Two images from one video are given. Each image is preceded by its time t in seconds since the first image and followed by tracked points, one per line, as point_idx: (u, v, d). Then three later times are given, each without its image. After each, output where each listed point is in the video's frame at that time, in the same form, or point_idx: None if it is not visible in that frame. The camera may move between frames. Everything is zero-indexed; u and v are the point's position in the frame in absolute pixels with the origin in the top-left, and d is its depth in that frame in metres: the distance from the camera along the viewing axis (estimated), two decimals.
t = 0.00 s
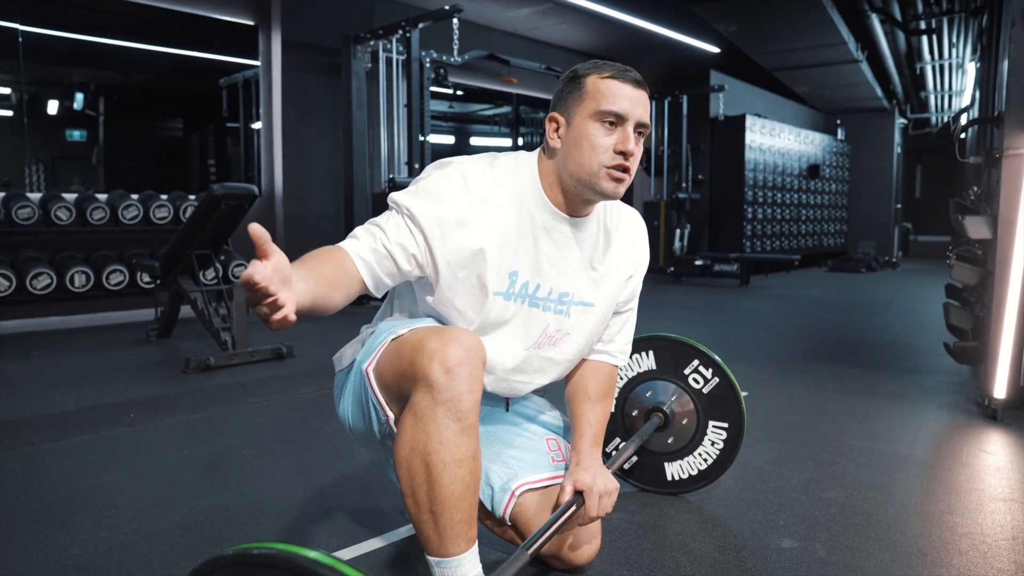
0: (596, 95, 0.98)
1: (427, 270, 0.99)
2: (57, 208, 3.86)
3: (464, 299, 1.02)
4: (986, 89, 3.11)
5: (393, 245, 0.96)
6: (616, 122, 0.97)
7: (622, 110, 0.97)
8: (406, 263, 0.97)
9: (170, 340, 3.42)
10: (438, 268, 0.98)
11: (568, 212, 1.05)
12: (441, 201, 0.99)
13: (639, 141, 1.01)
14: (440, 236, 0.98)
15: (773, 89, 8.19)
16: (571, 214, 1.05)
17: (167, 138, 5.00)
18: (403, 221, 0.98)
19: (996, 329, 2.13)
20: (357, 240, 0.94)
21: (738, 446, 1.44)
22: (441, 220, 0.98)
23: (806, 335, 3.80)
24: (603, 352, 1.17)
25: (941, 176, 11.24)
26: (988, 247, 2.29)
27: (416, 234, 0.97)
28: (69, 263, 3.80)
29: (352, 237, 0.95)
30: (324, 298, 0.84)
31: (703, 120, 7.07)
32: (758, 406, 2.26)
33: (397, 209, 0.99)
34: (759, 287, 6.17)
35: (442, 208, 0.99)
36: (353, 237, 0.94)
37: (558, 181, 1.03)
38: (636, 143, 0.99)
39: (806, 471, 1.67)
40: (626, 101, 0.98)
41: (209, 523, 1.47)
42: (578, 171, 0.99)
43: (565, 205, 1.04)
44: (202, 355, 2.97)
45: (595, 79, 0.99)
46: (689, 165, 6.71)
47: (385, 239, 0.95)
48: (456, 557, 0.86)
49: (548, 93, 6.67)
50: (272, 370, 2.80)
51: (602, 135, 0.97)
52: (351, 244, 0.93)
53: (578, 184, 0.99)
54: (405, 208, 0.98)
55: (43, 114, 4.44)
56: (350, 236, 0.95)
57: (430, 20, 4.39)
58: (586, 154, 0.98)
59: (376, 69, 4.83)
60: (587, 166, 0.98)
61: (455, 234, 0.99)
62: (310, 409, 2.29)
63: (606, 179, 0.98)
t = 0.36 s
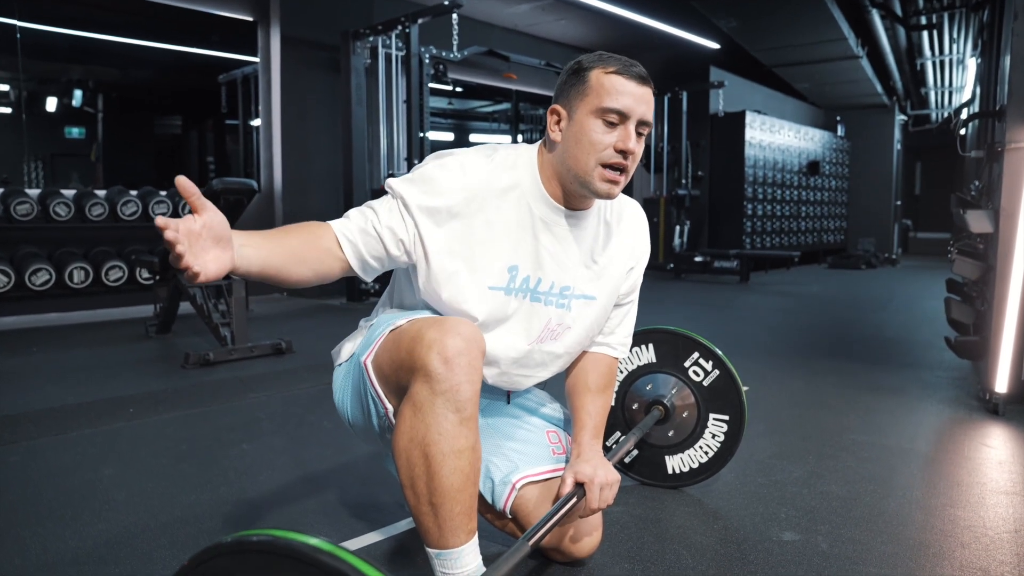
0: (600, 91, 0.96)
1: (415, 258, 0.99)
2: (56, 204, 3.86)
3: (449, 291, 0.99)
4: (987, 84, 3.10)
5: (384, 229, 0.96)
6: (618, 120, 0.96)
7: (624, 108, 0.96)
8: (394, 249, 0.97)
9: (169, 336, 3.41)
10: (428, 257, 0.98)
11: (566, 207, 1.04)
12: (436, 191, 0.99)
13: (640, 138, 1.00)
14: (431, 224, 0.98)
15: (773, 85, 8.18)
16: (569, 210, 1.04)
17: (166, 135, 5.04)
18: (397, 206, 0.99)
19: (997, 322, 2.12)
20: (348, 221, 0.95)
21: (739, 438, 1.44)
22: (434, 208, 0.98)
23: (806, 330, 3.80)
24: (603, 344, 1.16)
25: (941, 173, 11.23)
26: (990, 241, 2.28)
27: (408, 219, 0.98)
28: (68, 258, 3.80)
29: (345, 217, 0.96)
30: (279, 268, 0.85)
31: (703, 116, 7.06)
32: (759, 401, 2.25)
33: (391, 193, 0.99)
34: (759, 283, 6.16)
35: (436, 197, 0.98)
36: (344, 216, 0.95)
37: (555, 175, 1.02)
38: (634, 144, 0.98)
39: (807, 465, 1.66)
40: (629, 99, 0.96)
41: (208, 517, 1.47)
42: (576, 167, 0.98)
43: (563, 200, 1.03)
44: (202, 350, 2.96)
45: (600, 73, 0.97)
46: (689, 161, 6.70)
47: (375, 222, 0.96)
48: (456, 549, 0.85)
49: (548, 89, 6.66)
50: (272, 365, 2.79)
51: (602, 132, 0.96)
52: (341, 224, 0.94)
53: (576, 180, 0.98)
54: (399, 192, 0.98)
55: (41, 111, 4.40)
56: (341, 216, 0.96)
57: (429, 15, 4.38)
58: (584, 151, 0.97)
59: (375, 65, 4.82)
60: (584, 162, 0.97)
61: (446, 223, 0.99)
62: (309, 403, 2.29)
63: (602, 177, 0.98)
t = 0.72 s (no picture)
0: (604, 92, 0.96)
1: (411, 253, 0.99)
2: (54, 200, 3.87)
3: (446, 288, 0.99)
4: (986, 80, 3.10)
5: (381, 226, 0.96)
6: (620, 123, 0.96)
7: (628, 112, 0.95)
8: (391, 245, 0.97)
9: (168, 331, 3.41)
10: (426, 253, 0.98)
11: (563, 203, 1.04)
12: (433, 187, 0.99)
13: (640, 140, 1.00)
14: (429, 220, 0.98)
15: (772, 81, 8.17)
16: (566, 206, 1.04)
17: (164, 131, 5.07)
18: (393, 203, 0.98)
19: (995, 316, 2.13)
20: (344, 218, 0.94)
21: (736, 431, 1.44)
22: (431, 205, 0.98)
23: (805, 326, 3.80)
24: (598, 337, 1.16)
25: (941, 169, 11.21)
26: (988, 235, 2.28)
27: (405, 215, 0.97)
28: (67, 254, 3.79)
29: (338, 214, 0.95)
30: (271, 272, 0.84)
31: (703, 112, 7.05)
32: (757, 395, 2.26)
33: (388, 188, 0.98)
34: (758, 279, 6.16)
35: (433, 193, 0.98)
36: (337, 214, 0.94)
37: (554, 170, 1.02)
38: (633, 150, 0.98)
39: (804, 458, 1.67)
40: (633, 103, 0.96)
41: (206, 510, 1.47)
42: (575, 167, 0.98)
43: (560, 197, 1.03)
44: (200, 345, 2.96)
45: (606, 73, 0.97)
46: (688, 157, 6.70)
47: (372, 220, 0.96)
48: (451, 539, 0.86)
49: (547, 85, 6.65)
50: (270, 360, 2.79)
51: (603, 134, 0.96)
52: (336, 221, 0.94)
53: (575, 178, 0.99)
54: (397, 189, 0.98)
55: (40, 107, 4.38)
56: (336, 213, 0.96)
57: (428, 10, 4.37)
58: (586, 151, 0.97)
59: (374, 60, 4.82)
60: (584, 163, 0.97)
61: (444, 219, 0.99)
62: (308, 398, 2.29)
63: (600, 179, 0.98)
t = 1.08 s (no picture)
0: (604, 84, 0.96)
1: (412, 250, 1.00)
2: (52, 196, 3.86)
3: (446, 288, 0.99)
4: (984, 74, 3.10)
5: (383, 228, 0.96)
6: (619, 116, 0.96)
7: (627, 105, 0.95)
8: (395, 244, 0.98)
9: (167, 327, 3.41)
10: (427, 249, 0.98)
11: (560, 195, 1.04)
12: (430, 184, 0.99)
13: (638, 133, 1.00)
14: (429, 218, 0.98)
15: (771, 76, 8.16)
16: (563, 197, 1.05)
17: (163, 127, 5.00)
18: (390, 202, 0.98)
19: (993, 309, 2.13)
20: (346, 222, 0.95)
21: (733, 425, 1.45)
22: (430, 202, 0.98)
23: (804, 320, 3.80)
24: (594, 329, 1.16)
25: (941, 164, 11.20)
26: (985, 229, 2.29)
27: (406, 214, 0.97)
28: (65, 250, 3.79)
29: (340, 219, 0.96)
30: (303, 283, 0.86)
31: (702, 107, 7.05)
32: (754, 389, 2.26)
33: (384, 190, 0.99)
34: (757, 274, 6.17)
35: (431, 190, 0.98)
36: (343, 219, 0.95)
37: (552, 161, 1.01)
38: (631, 142, 0.98)
39: (802, 451, 1.67)
40: (632, 96, 0.96)
41: (205, 504, 1.48)
42: (574, 158, 0.98)
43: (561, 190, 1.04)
44: (199, 341, 2.97)
45: (606, 66, 0.97)
46: (687, 152, 6.70)
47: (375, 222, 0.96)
48: (452, 530, 0.85)
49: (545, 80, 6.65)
50: (268, 355, 2.80)
51: (602, 126, 0.96)
52: (340, 224, 0.94)
53: (573, 169, 0.99)
54: (394, 191, 0.98)
55: (39, 103, 4.43)
56: (338, 217, 0.96)
57: (425, 5, 4.36)
58: (585, 143, 0.97)
59: (372, 56, 4.81)
60: (582, 155, 0.97)
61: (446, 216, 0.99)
62: (306, 393, 2.29)
63: (597, 171, 0.98)
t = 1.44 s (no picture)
0: (589, 61, 0.95)
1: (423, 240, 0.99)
2: (50, 191, 3.83)
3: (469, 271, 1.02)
4: (983, 69, 3.09)
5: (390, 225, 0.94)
6: (605, 92, 0.95)
7: (614, 80, 0.95)
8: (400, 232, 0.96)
9: (165, 322, 3.41)
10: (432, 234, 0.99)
11: (553, 174, 1.04)
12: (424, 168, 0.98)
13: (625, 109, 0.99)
14: (426, 203, 0.96)
15: (770, 71, 8.15)
16: (557, 178, 1.04)
17: (160, 123, 4.96)
18: (383, 193, 0.96)
19: (991, 303, 2.14)
20: (361, 220, 0.92)
21: (733, 418, 1.45)
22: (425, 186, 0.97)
23: (802, 315, 3.80)
24: (588, 318, 1.15)
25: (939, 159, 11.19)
26: (984, 223, 2.28)
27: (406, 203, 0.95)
28: (62, 246, 3.78)
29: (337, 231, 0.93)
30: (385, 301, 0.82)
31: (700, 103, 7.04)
32: (753, 384, 2.26)
33: (381, 182, 0.96)
34: (755, 269, 6.17)
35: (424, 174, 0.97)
36: (359, 218, 0.92)
37: (541, 141, 1.01)
38: (622, 117, 0.97)
39: (801, 445, 1.67)
40: (618, 72, 0.95)
41: (203, 498, 1.48)
42: (565, 135, 0.97)
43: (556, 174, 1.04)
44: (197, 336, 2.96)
45: (589, 43, 0.96)
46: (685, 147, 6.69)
47: (384, 214, 0.94)
48: (491, 514, 0.86)
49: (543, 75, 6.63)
50: (266, 350, 2.79)
51: (589, 102, 0.95)
52: (360, 224, 0.91)
53: (562, 147, 0.98)
54: (389, 180, 0.95)
55: (36, 99, 4.41)
56: (349, 219, 0.92)
57: None
58: (572, 120, 0.96)
59: (369, 50, 4.80)
60: (572, 133, 0.96)
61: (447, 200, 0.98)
62: (304, 388, 2.29)
63: (587, 147, 0.97)
